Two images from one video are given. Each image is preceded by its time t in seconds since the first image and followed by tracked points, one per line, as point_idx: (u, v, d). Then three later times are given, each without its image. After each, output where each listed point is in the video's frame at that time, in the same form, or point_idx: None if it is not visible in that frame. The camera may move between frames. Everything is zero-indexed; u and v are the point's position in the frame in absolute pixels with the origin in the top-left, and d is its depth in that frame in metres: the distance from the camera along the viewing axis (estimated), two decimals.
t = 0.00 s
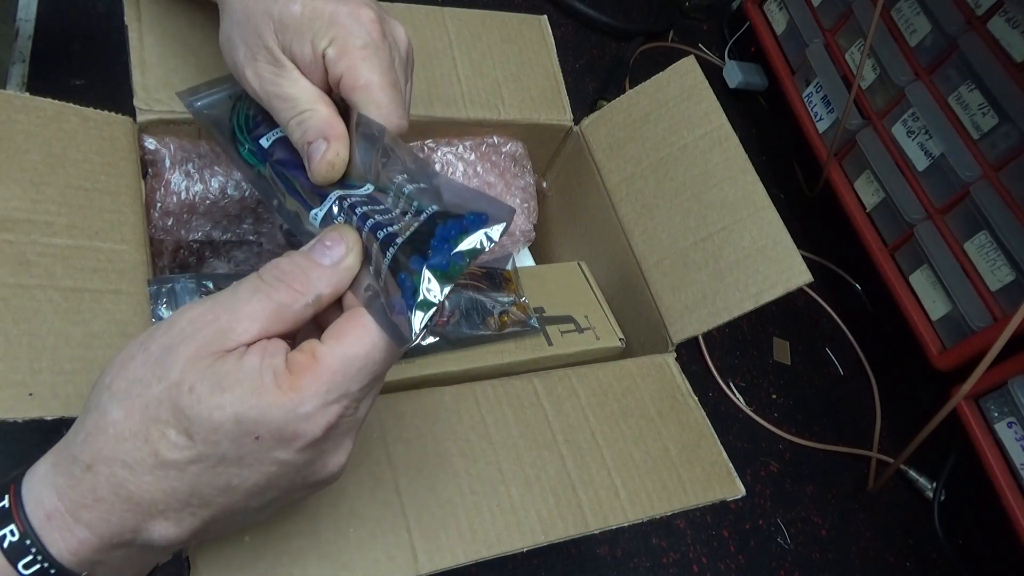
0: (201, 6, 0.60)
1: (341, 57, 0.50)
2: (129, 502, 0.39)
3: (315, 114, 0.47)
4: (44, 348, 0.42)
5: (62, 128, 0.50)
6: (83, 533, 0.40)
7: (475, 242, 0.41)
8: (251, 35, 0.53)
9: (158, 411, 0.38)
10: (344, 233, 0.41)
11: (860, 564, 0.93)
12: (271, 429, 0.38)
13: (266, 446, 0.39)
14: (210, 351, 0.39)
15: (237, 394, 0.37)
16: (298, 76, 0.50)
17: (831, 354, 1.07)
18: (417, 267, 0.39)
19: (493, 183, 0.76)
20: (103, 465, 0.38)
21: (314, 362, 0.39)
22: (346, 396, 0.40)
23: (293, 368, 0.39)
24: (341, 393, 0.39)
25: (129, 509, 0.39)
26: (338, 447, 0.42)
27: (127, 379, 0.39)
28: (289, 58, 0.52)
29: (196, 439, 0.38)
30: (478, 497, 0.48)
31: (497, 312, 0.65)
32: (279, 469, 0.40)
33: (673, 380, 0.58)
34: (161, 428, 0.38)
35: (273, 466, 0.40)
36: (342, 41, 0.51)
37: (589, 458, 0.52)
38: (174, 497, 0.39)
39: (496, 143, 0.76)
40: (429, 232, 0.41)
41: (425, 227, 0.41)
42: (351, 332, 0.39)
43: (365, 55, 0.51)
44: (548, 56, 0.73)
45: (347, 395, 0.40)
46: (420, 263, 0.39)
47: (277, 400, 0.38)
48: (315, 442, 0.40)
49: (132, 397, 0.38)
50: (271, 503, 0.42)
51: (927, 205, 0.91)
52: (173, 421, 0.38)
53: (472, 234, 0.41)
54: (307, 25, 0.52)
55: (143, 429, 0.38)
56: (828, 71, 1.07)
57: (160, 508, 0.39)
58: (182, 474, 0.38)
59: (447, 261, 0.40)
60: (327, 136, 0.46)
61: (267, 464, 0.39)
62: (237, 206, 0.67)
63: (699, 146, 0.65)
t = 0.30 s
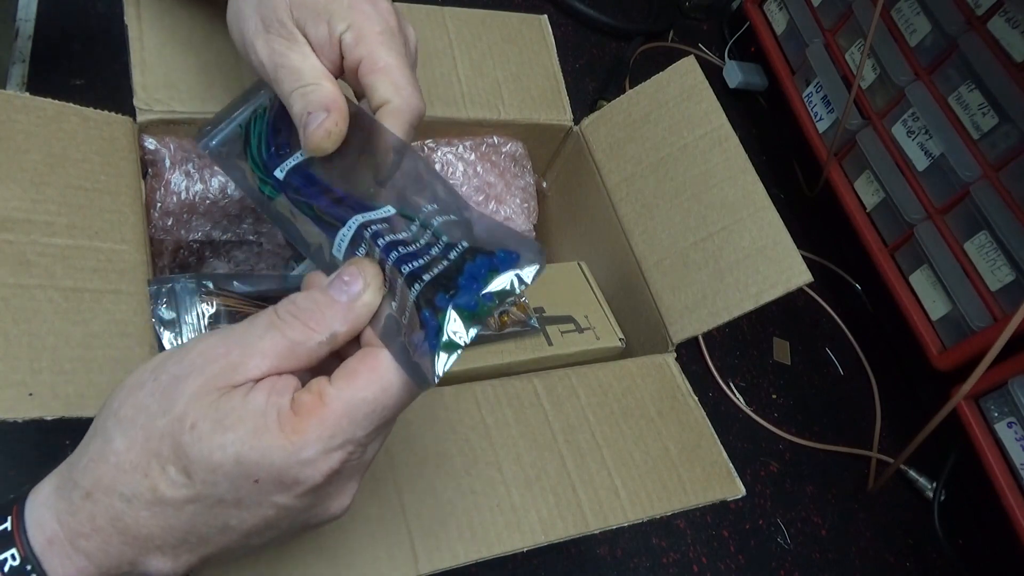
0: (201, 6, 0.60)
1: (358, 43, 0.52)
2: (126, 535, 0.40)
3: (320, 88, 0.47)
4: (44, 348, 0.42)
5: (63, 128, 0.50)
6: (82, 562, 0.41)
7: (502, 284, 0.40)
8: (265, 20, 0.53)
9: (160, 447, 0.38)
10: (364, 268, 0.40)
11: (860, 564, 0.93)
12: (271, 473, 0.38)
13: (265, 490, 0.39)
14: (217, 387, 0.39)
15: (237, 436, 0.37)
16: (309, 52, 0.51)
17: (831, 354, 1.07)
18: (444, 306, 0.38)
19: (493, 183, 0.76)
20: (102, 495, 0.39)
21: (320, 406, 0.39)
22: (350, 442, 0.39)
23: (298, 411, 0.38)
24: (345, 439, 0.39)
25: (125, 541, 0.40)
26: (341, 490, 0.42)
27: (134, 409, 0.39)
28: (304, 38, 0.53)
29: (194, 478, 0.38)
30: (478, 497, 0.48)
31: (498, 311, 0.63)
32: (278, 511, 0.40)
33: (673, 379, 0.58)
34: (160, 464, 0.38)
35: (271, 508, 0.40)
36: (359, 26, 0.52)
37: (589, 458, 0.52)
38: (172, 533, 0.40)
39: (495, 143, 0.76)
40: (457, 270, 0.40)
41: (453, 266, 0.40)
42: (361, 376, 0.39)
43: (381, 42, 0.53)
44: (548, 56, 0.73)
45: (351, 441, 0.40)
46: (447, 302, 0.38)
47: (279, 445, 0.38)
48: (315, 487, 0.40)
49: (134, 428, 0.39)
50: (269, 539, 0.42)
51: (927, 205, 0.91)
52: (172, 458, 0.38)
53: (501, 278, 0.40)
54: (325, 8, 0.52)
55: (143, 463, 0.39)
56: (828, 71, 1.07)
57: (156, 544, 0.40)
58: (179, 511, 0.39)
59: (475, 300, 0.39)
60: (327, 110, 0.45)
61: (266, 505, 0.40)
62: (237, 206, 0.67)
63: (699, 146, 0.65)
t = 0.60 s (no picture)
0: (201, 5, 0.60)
1: (361, 43, 0.53)
2: (141, 550, 0.40)
3: (313, 117, 0.48)
4: (44, 348, 0.42)
5: (63, 128, 0.50)
6: None
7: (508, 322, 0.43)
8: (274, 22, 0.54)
9: (181, 465, 0.39)
10: (389, 303, 0.41)
11: (860, 564, 0.93)
12: (284, 500, 0.38)
13: (278, 517, 0.39)
14: (242, 412, 0.40)
15: (257, 460, 0.38)
16: (313, 76, 0.51)
17: (831, 354, 1.07)
18: (457, 344, 0.40)
19: (493, 183, 0.77)
20: (121, 509, 0.39)
21: (338, 436, 0.39)
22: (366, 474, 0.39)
23: (316, 440, 0.39)
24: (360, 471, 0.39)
25: (140, 557, 0.40)
26: (352, 522, 0.42)
27: (160, 426, 0.40)
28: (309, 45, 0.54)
29: (210, 499, 0.38)
30: (478, 497, 0.48)
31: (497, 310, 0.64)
32: (288, 537, 0.40)
33: (673, 379, 0.58)
34: (179, 482, 0.38)
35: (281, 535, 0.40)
36: (361, 28, 0.53)
37: (589, 458, 0.52)
38: (186, 550, 0.40)
39: (496, 143, 0.76)
40: (471, 307, 0.42)
41: (471, 308, 0.42)
42: (380, 409, 0.39)
43: (382, 41, 0.53)
44: (548, 56, 0.73)
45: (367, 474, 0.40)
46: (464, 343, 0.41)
47: (295, 473, 0.38)
48: (326, 517, 0.40)
49: (159, 444, 0.39)
50: (278, 564, 0.42)
51: (927, 205, 0.92)
52: (191, 477, 0.38)
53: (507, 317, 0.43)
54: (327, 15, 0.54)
55: (164, 479, 0.39)
56: (828, 71, 1.07)
57: (168, 561, 0.40)
58: (193, 531, 0.39)
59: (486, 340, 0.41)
60: (320, 141, 0.46)
61: (276, 531, 0.40)
62: (237, 206, 0.68)
63: (699, 146, 0.65)
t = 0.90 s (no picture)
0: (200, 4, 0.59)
1: (363, 78, 0.52)
2: (79, 494, 0.39)
3: (335, 152, 0.48)
4: (44, 348, 0.42)
5: (62, 128, 0.50)
6: (47, 522, 0.41)
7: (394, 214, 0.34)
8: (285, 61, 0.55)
9: (113, 405, 0.38)
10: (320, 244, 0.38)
11: (860, 564, 0.93)
12: (192, 432, 0.35)
13: (192, 453, 0.35)
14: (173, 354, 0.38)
15: (171, 393, 0.35)
16: (329, 113, 0.52)
17: (831, 354, 1.07)
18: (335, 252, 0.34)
19: (493, 183, 0.77)
20: (67, 454, 0.39)
21: (249, 369, 0.35)
22: (277, 409, 0.35)
23: (229, 373, 0.36)
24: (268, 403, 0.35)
25: (78, 501, 0.39)
26: (275, 468, 0.37)
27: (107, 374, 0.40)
28: (319, 86, 0.54)
29: (131, 436, 0.36)
30: (477, 496, 0.48)
31: (497, 312, 0.64)
32: (206, 479, 0.36)
33: (673, 380, 0.58)
34: (111, 422, 0.37)
35: (197, 475, 0.36)
36: (363, 64, 0.52)
37: (590, 458, 0.52)
38: (115, 493, 0.38)
39: (496, 143, 0.76)
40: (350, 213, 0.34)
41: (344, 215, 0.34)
42: (289, 338, 0.35)
43: (383, 72, 0.52)
44: (548, 57, 0.73)
45: (279, 410, 0.35)
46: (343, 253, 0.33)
47: (202, 403, 0.35)
48: (239, 454, 0.36)
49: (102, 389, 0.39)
50: (212, 519, 0.39)
51: (927, 205, 0.91)
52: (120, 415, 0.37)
53: (389, 209, 0.34)
54: (331, 53, 0.53)
55: (100, 420, 0.38)
56: (828, 71, 1.07)
57: (104, 503, 0.38)
58: (117, 470, 0.37)
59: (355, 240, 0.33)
60: (343, 173, 0.46)
61: (193, 472, 0.36)
62: (237, 206, 0.68)
63: (699, 147, 0.65)
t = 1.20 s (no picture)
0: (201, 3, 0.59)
1: (363, 85, 0.52)
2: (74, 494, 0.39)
3: (333, 156, 0.48)
4: (44, 348, 0.42)
5: (62, 127, 0.50)
6: (41, 522, 0.41)
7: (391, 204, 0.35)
8: (286, 65, 0.55)
9: (107, 404, 0.38)
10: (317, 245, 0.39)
11: (860, 564, 0.93)
12: (188, 429, 0.35)
13: (188, 452, 0.35)
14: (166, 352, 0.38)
15: (167, 391, 0.36)
16: (327, 116, 0.52)
17: (831, 354, 1.07)
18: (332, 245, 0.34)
19: (493, 183, 0.77)
20: (61, 454, 0.39)
21: (246, 365, 0.36)
22: (274, 406, 0.36)
23: (226, 369, 0.36)
24: (264, 398, 0.35)
25: (72, 502, 0.39)
26: (272, 467, 0.38)
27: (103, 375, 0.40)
28: (319, 92, 0.54)
29: (126, 434, 0.36)
30: (478, 496, 0.48)
31: (497, 312, 0.64)
32: (201, 478, 0.36)
33: (673, 380, 0.58)
34: (105, 420, 0.38)
35: (193, 473, 0.36)
36: (363, 71, 0.52)
37: (590, 458, 0.52)
38: (110, 493, 0.38)
39: (495, 143, 0.76)
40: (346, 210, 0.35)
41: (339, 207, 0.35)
42: (287, 334, 0.36)
43: (383, 79, 0.52)
44: (548, 57, 0.73)
45: (276, 406, 0.36)
46: (339, 243, 0.33)
47: (198, 400, 0.35)
48: (235, 451, 0.36)
49: (95, 390, 0.39)
50: (207, 519, 0.38)
51: (927, 205, 0.91)
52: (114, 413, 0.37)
53: (386, 199, 0.35)
54: (331, 60, 0.53)
55: (93, 420, 0.38)
56: (828, 71, 1.07)
57: (98, 503, 0.38)
58: (112, 468, 0.37)
59: (353, 231, 0.33)
60: (340, 178, 0.46)
61: (188, 470, 0.36)
62: (237, 206, 0.68)
63: (699, 146, 0.65)
